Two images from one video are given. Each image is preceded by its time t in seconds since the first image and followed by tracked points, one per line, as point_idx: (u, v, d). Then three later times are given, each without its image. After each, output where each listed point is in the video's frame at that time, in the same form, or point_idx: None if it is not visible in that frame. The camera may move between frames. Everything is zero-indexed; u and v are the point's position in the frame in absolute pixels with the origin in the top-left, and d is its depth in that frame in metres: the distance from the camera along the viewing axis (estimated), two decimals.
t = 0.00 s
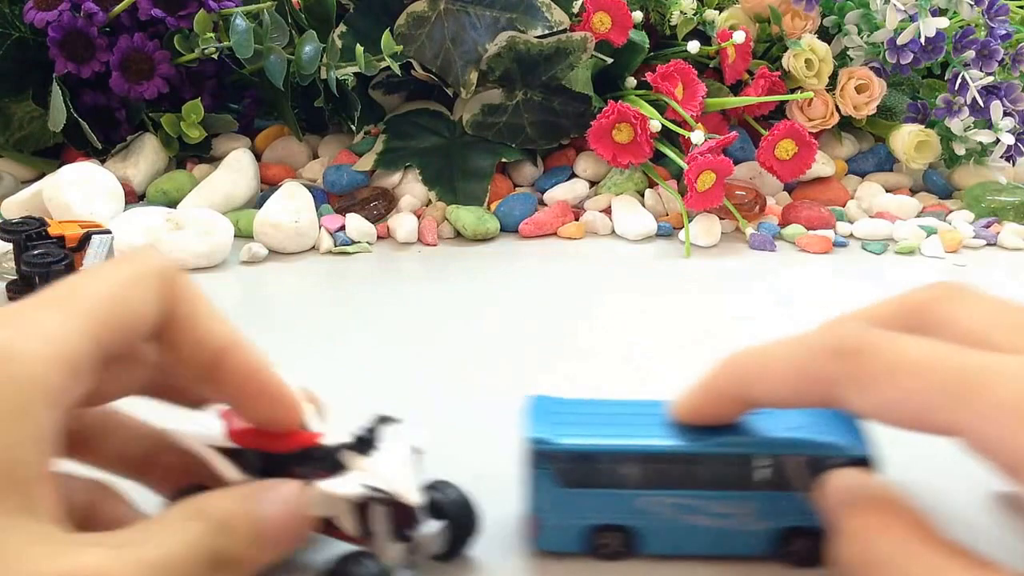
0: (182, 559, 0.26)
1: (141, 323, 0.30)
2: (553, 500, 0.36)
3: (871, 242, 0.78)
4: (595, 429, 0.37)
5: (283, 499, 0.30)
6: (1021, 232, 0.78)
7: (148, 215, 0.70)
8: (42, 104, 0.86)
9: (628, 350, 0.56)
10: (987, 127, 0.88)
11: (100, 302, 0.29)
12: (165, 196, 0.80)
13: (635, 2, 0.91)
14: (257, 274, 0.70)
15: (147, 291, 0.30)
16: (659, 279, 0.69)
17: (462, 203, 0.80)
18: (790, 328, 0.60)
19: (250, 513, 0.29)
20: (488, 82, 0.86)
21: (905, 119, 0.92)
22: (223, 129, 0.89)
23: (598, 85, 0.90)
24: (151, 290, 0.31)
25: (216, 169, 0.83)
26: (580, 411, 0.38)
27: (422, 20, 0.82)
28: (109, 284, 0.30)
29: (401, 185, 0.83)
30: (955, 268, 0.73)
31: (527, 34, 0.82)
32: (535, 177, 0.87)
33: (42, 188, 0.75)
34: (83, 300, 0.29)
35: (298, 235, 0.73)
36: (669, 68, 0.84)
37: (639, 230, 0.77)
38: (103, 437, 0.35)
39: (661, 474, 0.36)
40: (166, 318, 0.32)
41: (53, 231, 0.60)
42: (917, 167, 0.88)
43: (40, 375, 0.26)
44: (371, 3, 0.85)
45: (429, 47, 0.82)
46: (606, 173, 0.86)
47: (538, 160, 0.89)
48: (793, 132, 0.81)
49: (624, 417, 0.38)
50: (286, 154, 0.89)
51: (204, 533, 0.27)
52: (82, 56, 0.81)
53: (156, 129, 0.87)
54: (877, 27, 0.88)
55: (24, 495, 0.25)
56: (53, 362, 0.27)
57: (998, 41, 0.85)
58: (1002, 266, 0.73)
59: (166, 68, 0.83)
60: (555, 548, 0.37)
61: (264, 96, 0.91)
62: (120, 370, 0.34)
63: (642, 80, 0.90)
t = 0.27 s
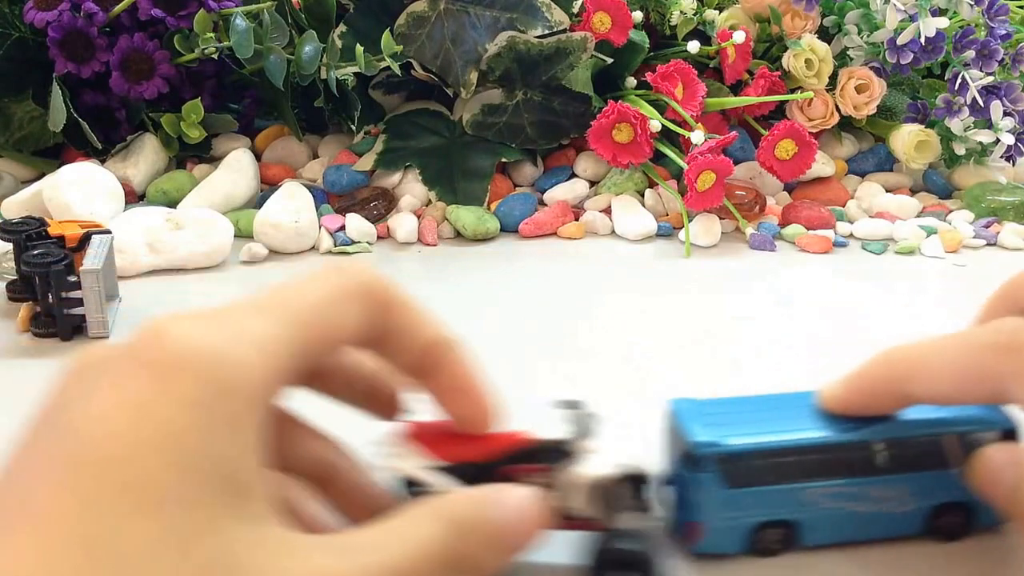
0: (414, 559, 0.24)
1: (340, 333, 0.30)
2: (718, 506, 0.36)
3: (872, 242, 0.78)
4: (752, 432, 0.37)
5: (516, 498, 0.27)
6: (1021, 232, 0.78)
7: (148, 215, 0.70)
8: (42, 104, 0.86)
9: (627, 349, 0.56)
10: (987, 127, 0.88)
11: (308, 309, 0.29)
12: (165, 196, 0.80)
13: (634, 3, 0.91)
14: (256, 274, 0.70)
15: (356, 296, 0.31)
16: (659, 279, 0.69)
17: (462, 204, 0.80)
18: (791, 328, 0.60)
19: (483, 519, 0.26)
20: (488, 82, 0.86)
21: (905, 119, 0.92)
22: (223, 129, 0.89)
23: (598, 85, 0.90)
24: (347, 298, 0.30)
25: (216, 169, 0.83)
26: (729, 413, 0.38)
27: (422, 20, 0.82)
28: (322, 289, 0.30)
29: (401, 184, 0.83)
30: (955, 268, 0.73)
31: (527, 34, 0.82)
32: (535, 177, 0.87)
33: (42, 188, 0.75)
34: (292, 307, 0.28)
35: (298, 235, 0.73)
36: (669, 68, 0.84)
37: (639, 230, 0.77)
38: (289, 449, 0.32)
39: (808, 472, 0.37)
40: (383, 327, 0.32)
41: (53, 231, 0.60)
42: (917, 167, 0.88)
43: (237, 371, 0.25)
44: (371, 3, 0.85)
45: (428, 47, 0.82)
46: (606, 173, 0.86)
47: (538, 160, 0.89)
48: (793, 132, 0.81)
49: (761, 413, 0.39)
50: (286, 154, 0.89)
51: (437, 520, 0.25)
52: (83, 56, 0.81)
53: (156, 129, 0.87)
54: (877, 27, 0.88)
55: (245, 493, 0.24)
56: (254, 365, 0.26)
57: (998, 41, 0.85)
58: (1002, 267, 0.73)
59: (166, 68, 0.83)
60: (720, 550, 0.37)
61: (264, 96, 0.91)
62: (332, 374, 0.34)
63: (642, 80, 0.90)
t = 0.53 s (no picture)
0: (508, 539, 0.26)
1: (477, 364, 0.33)
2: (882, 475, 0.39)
3: (871, 242, 0.78)
4: (902, 407, 0.39)
5: (608, 451, 0.30)
6: (1021, 231, 0.78)
7: (148, 214, 0.70)
8: (42, 104, 0.86)
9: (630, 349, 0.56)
10: (987, 127, 0.88)
11: (450, 342, 0.32)
12: (165, 196, 0.80)
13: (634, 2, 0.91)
14: (256, 274, 0.70)
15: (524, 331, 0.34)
16: (660, 279, 0.69)
17: (462, 203, 0.80)
18: (792, 328, 0.60)
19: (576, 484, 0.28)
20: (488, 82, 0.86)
21: (905, 118, 0.92)
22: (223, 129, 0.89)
23: (598, 85, 0.90)
24: (495, 332, 0.33)
25: (216, 169, 0.82)
26: (873, 388, 0.41)
27: (422, 20, 0.82)
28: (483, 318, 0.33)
29: (401, 184, 0.83)
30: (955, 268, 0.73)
31: (528, 34, 0.82)
32: (535, 177, 0.87)
33: (42, 188, 0.75)
34: (429, 335, 0.31)
35: (298, 235, 0.73)
36: (669, 68, 0.84)
37: (638, 230, 0.77)
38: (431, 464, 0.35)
39: (956, 436, 0.39)
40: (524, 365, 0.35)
41: (53, 231, 0.60)
42: (916, 167, 0.88)
43: (367, 381, 0.28)
44: (371, 3, 0.85)
45: (428, 47, 0.82)
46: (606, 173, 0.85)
47: (539, 160, 0.89)
48: (793, 132, 0.81)
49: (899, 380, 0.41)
50: (286, 154, 0.89)
51: (530, 506, 0.27)
52: (83, 56, 0.81)
53: (156, 129, 0.87)
54: (877, 27, 0.88)
55: (356, 485, 0.27)
56: (382, 376, 0.29)
57: (998, 41, 0.85)
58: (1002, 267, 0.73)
59: (166, 68, 0.83)
60: (908, 527, 0.40)
61: (264, 96, 0.91)
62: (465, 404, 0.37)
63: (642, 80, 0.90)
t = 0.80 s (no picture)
0: (663, 537, 0.28)
1: (585, 330, 0.34)
2: (948, 447, 0.42)
3: (871, 242, 0.78)
4: (930, 377, 0.43)
5: (806, 467, 0.28)
6: (1021, 231, 0.78)
7: (148, 214, 0.70)
8: (42, 104, 0.86)
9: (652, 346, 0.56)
10: (987, 127, 0.88)
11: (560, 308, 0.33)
12: (165, 196, 0.80)
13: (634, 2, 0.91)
14: (255, 273, 0.70)
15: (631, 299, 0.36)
16: (659, 278, 0.69)
17: (462, 203, 0.80)
18: (793, 327, 0.60)
19: (752, 494, 0.28)
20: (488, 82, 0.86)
21: (905, 118, 0.92)
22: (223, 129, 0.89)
23: (598, 85, 0.90)
24: (604, 299, 0.34)
25: (216, 169, 0.82)
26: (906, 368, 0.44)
27: (422, 19, 0.82)
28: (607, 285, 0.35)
29: (401, 184, 0.83)
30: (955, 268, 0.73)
31: (528, 34, 0.82)
32: (535, 177, 0.87)
33: (42, 188, 0.75)
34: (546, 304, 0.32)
35: (298, 235, 0.73)
36: (669, 68, 0.84)
37: (638, 230, 0.77)
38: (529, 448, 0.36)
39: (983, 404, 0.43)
40: (615, 331, 0.37)
41: (53, 230, 0.60)
42: (917, 167, 0.88)
43: (504, 349, 0.29)
44: (371, 3, 0.85)
45: (429, 47, 0.82)
46: (606, 173, 0.85)
47: (539, 160, 0.89)
48: (793, 132, 0.81)
49: (905, 354, 0.45)
50: (286, 154, 0.89)
51: (700, 507, 0.28)
52: (83, 56, 0.81)
53: (156, 129, 0.87)
54: (877, 27, 0.88)
55: (504, 454, 0.28)
56: (512, 345, 0.30)
57: (998, 41, 0.85)
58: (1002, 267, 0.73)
59: (166, 68, 0.83)
60: (942, 489, 0.43)
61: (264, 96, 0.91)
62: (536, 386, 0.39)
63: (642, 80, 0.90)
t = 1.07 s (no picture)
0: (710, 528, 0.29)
1: (606, 316, 0.34)
2: (954, 426, 0.42)
3: (871, 242, 0.78)
4: (929, 357, 0.43)
5: (846, 464, 0.29)
6: (1021, 232, 0.78)
7: (148, 214, 0.70)
8: (42, 104, 0.86)
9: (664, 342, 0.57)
10: (987, 127, 0.88)
11: (583, 298, 0.33)
12: (165, 196, 0.80)
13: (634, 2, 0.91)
14: (255, 274, 0.70)
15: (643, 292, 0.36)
16: (658, 279, 0.69)
17: (462, 203, 0.80)
18: (793, 327, 0.60)
19: (798, 492, 0.30)
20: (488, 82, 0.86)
21: (906, 118, 0.92)
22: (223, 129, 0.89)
23: (598, 85, 0.90)
24: (625, 289, 0.35)
25: (216, 169, 0.82)
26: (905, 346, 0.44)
27: (422, 19, 0.82)
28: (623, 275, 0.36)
29: (401, 184, 0.83)
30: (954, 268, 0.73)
31: (528, 34, 0.82)
32: (535, 177, 0.87)
33: (42, 188, 0.75)
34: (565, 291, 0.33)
35: (298, 235, 0.73)
36: (669, 68, 0.84)
37: (637, 231, 0.77)
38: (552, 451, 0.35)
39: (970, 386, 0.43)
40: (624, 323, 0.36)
41: (53, 231, 0.60)
42: (917, 167, 0.88)
43: (538, 338, 0.30)
44: (371, 3, 0.85)
45: (429, 47, 0.82)
46: (606, 173, 0.85)
47: (539, 160, 0.88)
48: (792, 132, 0.81)
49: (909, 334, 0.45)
50: (286, 154, 0.89)
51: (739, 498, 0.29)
52: (83, 56, 0.81)
53: (156, 129, 0.87)
54: (877, 27, 0.88)
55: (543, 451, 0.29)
56: (546, 332, 0.30)
57: (998, 41, 0.85)
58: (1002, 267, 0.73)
59: (166, 68, 0.83)
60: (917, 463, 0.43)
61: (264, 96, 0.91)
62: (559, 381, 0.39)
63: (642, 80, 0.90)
